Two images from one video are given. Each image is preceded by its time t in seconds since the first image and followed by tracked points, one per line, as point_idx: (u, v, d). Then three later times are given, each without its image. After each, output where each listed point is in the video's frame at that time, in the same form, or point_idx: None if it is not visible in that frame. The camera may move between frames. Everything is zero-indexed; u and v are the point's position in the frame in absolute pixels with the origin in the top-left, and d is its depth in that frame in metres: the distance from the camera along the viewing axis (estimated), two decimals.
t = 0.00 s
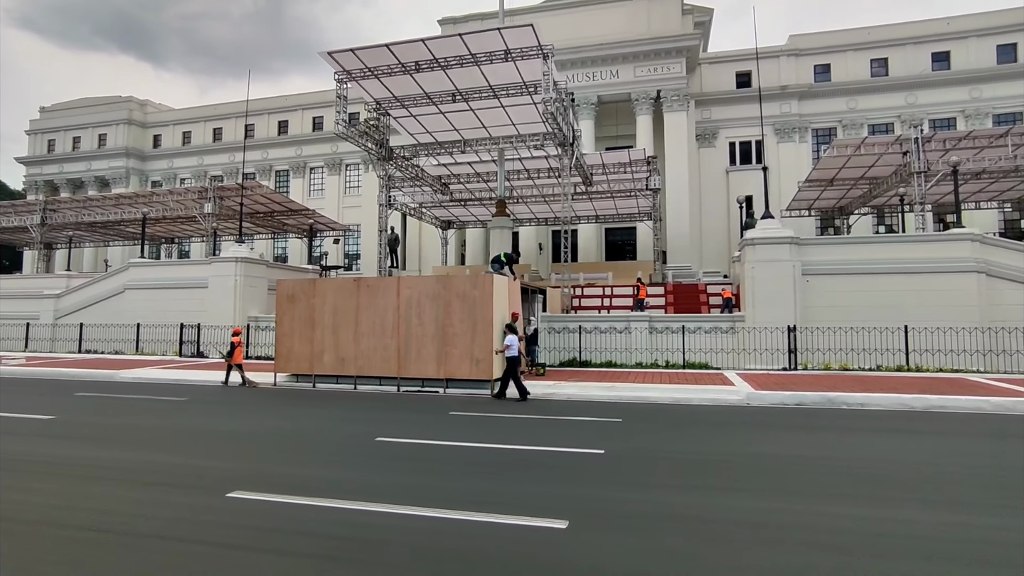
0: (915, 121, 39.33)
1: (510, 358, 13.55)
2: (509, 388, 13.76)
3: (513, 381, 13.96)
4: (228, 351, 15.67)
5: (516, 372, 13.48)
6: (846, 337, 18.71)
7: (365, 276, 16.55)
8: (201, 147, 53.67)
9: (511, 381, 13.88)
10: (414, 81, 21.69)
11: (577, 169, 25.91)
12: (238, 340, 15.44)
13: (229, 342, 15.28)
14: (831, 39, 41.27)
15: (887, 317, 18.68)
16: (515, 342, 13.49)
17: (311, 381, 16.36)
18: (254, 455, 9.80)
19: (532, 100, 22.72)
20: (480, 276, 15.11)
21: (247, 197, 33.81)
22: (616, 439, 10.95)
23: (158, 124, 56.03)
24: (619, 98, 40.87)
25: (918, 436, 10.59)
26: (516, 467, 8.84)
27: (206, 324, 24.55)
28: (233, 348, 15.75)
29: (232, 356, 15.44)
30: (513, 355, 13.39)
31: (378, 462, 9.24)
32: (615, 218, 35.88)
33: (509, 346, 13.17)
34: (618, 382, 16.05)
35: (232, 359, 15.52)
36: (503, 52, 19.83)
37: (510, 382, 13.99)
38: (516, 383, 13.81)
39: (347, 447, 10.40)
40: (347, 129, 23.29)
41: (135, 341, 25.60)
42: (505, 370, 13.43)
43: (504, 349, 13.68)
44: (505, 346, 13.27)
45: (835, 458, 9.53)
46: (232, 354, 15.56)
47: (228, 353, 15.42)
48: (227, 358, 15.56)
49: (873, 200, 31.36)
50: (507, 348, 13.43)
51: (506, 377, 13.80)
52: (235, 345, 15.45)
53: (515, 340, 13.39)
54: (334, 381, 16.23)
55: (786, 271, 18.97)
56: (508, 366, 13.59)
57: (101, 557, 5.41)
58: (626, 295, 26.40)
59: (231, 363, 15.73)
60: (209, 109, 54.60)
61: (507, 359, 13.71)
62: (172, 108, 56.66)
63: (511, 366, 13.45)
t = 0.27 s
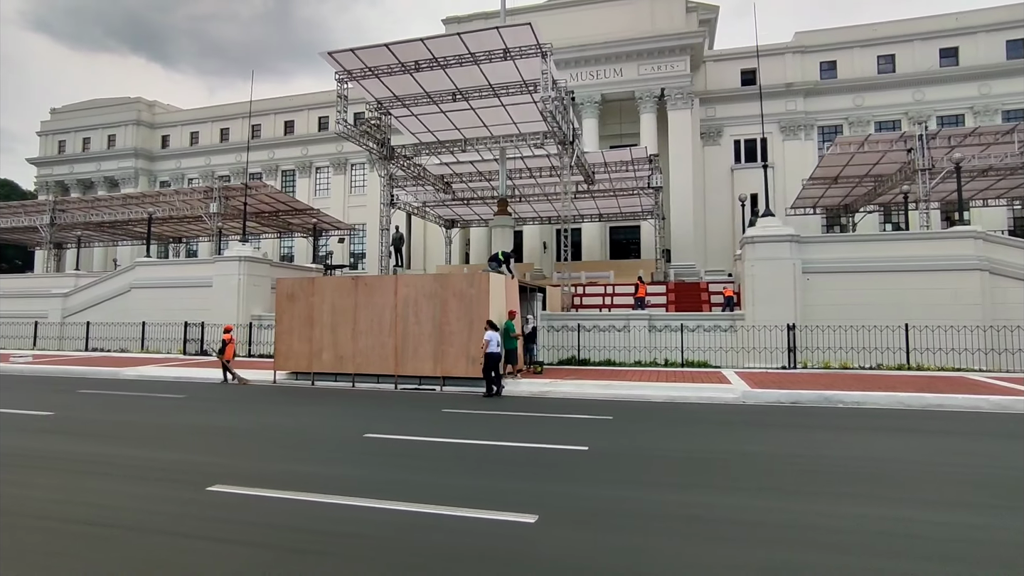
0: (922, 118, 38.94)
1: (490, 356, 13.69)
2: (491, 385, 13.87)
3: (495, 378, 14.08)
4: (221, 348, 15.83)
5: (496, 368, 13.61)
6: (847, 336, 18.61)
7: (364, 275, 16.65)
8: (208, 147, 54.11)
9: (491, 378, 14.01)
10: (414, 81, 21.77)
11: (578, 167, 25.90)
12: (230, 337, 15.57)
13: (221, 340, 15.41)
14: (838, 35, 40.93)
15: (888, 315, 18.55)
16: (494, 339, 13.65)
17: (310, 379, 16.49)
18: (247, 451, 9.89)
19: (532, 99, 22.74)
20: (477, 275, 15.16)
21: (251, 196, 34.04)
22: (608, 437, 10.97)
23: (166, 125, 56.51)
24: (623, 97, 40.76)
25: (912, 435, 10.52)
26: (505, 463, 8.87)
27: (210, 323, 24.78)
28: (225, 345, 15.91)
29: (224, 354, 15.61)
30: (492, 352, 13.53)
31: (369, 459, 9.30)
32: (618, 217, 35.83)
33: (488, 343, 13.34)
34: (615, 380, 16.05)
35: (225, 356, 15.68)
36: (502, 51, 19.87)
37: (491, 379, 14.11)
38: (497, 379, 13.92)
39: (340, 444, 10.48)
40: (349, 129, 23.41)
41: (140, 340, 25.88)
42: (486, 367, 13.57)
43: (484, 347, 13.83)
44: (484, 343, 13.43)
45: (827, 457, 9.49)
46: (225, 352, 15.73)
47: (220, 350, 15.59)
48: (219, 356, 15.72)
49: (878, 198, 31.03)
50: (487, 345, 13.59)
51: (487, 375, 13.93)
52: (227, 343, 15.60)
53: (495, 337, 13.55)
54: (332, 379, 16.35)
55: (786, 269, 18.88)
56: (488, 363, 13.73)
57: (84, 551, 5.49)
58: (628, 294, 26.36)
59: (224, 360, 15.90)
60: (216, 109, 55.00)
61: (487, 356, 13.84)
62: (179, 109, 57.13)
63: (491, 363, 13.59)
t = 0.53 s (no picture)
0: (925, 117, 38.67)
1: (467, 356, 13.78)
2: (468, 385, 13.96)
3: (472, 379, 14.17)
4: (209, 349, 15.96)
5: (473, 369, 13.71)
6: (843, 336, 18.55)
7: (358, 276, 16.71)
8: (211, 148, 54.39)
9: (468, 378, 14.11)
10: (411, 82, 21.82)
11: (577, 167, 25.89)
12: (218, 338, 15.70)
13: (209, 340, 15.53)
14: (840, 34, 40.70)
15: (885, 316, 18.46)
16: (472, 340, 13.75)
17: (305, 379, 16.58)
18: (234, 452, 9.97)
19: (529, 100, 22.75)
20: (469, 276, 15.20)
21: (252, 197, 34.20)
22: (596, 439, 10.97)
23: (171, 125, 56.85)
24: (624, 96, 40.68)
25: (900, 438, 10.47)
26: (489, 466, 8.89)
27: (209, 323, 24.94)
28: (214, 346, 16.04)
29: (213, 354, 15.76)
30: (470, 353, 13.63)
31: (354, 460, 9.34)
32: (619, 217, 35.77)
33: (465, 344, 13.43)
34: (609, 382, 16.05)
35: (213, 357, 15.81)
36: (498, 51, 19.89)
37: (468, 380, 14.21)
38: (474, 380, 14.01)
39: (328, 445, 10.53)
40: (347, 130, 23.48)
41: (142, 340, 26.07)
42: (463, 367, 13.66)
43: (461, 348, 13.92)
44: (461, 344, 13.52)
45: (812, 460, 9.46)
46: (214, 352, 15.87)
47: (208, 351, 15.72)
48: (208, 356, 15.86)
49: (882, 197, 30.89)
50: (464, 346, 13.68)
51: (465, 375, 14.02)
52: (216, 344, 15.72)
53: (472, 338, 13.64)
54: (327, 380, 16.43)
55: (782, 269, 18.82)
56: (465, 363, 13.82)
57: (55, 553, 5.54)
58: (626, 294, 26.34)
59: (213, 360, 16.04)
60: (220, 110, 55.27)
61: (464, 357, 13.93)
62: (184, 109, 57.45)
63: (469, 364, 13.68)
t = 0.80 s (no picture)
0: (926, 115, 38.51)
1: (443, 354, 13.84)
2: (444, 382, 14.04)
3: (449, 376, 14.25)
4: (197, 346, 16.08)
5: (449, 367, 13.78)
6: (838, 335, 18.53)
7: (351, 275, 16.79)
8: (213, 147, 54.62)
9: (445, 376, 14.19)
10: (407, 81, 21.87)
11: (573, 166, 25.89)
12: (205, 336, 15.78)
13: (197, 338, 15.63)
14: (841, 32, 40.58)
15: (880, 315, 18.42)
16: (448, 338, 13.82)
17: (299, 377, 16.67)
18: (222, 449, 10.01)
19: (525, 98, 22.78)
20: (461, 274, 15.25)
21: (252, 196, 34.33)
22: (584, 437, 10.98)
23: (173, 125, 57.12)
24: (623, 95, 40.64)
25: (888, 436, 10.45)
26: (473, 462, 8.90)
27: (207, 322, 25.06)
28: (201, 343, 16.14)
29: (200, 352, 15.88)
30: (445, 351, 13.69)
31: (340, 457, 9.36)
32: (617, 216, 35.75)
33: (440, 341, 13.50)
34: (601, 380, 16.07)
35: (200, 354, 15.93)
36: (492, 51, 19.93)
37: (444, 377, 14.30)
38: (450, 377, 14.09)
39: (316, 442, 10.57)
40: (343, 129, 23.55)
41: (141, 338, 26.21)
42: (439, 365, 13.74)
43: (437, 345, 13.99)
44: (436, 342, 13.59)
45: (798, 458, 9.44)
46: (201, 350, 15.99)
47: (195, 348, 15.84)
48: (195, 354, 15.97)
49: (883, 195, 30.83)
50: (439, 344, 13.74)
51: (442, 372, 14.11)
52: (202, 341, 15.81)
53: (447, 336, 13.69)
54: (321, 378, 16.50)
55: (776, 268, 18.81)
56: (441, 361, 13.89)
57: (32, 544, 5.58)
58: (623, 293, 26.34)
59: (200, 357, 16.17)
60: (222, 110, 55.49)
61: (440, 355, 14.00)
62: (186, 109, 57.71)
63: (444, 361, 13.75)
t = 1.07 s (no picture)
0: (927, 114, 38.34)
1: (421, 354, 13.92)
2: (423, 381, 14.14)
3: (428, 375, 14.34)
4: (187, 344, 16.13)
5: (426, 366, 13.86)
6: (834, 335, 18.49)
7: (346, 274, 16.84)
8: (215, 147, 54.79)
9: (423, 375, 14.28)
10: (404, 80, 21.91)
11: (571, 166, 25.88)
12: (195, 334, 15.85)
13: (187, 336, 15.68)
14: (842, 31, 40.42)
15: (876, 315, 18.37)
16: (426, 338, 13.89)
17: (294, 376, 16.74)
18: (211, 448, 10.05)
19: (522, 98, 22.79)
20: (454, 274, 15.26)
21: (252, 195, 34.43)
22: (573, 437, 10.97)
23: (175, 125, 57.33)
24: (623, 94, 40.58)
25: (879, 437, 10.40)
26: (459, 462, 8.91)
27: (206, 321, 25.15)
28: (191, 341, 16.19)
29: (189, 350, 15.96)
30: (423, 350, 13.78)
31: (328, 457, 9.39)
32: (617, 215, 35.69)
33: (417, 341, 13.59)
34: (595, 380, 16.06)
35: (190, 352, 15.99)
36: (487, 51, 19.95)
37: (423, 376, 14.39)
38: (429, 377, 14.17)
39: (306, 441, 10.60)
40: (341, 129, 23.60)
41: (140, 337, 26.33)
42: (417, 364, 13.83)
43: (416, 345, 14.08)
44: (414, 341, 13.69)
45: (786, 458, 9.41)
46: (190, 348, 16.05)
47: (185, 346, 15.91)
48: (184, 352, 16.04)
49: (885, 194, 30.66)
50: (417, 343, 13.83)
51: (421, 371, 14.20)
52: (191, 340, 15.87)
53: (425, 336, 13.76)
54: (315, 376, 16.57)
55: (772, 267, 18.76)
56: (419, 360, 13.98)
57: (11, 543, 5.62)
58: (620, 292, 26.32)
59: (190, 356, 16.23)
60: (224, 109, 55.67)
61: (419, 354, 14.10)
62: (189, 109, 57.91)
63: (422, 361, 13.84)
